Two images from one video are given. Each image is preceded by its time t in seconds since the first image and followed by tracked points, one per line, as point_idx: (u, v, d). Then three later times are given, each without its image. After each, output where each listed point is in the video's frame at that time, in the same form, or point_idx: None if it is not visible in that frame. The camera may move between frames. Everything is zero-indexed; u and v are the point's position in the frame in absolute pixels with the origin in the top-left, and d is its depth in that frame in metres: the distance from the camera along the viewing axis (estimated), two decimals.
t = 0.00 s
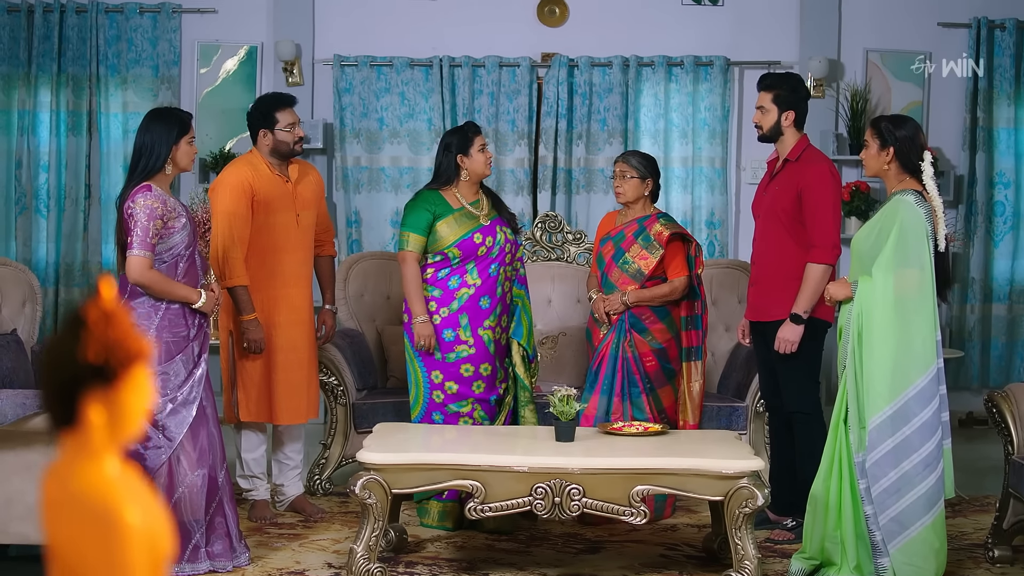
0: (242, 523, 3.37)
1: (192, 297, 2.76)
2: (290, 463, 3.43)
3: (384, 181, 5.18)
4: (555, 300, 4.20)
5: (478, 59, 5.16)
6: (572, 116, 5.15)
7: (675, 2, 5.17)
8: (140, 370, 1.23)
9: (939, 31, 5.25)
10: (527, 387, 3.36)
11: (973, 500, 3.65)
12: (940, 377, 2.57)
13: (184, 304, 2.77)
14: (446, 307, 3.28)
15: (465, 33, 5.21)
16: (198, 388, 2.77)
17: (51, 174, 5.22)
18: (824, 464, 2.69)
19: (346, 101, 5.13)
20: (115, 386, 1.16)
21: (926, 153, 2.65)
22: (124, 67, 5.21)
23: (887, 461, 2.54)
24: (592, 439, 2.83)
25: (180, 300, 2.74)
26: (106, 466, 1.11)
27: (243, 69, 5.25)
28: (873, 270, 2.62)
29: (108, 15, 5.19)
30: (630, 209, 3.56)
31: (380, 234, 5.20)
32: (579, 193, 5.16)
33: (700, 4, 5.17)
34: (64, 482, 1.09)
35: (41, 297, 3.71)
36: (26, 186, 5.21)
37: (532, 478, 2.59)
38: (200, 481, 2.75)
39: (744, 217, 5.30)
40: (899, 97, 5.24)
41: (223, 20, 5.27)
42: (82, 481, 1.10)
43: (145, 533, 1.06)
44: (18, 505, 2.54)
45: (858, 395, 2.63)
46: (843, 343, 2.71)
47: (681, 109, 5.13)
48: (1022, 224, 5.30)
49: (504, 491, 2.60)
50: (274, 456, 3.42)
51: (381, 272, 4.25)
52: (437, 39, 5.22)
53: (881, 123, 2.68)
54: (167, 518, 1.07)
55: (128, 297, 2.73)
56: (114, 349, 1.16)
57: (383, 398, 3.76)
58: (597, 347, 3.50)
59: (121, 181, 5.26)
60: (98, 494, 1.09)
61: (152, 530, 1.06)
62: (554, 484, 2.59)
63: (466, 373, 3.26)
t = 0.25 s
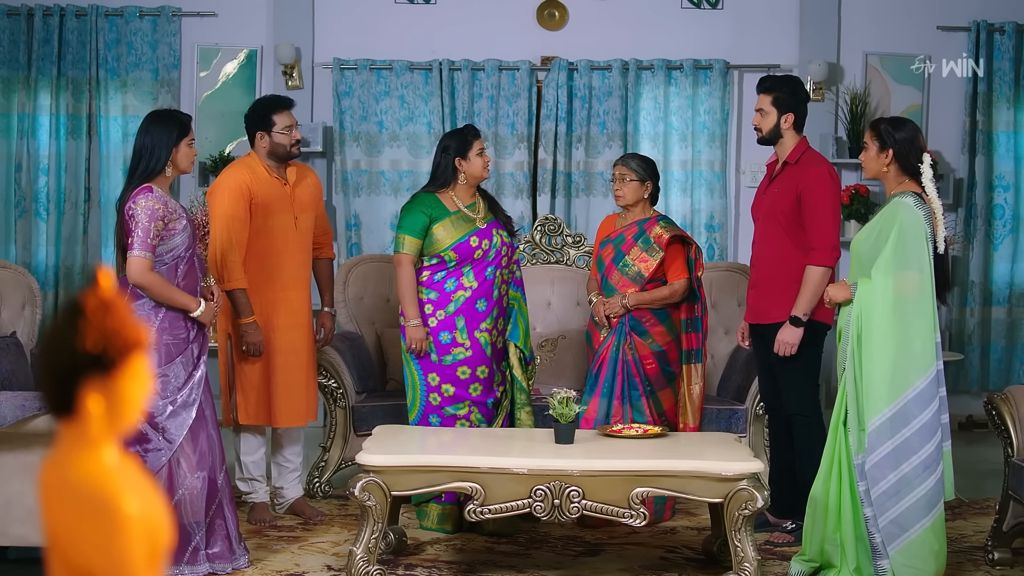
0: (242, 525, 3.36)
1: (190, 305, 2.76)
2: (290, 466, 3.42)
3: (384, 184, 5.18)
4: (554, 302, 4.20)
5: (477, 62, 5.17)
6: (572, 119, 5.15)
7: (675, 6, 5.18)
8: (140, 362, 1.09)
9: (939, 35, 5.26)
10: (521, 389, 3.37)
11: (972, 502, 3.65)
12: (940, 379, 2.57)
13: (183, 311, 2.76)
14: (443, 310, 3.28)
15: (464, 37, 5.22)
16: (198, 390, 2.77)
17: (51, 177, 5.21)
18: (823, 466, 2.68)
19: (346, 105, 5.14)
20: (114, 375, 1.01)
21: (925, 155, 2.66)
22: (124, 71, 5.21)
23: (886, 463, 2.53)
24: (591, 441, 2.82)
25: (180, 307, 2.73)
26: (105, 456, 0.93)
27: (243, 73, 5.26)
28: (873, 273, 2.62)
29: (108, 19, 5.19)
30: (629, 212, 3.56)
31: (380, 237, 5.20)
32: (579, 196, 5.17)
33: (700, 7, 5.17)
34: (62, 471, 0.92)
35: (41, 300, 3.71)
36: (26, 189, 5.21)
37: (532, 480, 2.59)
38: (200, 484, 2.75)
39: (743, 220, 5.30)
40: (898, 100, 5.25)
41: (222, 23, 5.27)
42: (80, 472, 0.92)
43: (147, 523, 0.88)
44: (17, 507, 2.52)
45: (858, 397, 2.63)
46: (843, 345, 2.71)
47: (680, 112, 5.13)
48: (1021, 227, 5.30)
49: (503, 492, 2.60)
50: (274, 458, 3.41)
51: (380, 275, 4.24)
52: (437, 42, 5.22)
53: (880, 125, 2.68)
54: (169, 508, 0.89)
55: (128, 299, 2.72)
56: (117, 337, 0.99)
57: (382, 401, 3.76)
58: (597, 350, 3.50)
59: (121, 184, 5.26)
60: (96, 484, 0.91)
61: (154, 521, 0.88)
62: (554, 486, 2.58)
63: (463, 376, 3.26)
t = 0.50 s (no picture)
0: (241, 527, 3.36)
1: (183, 318, 2.72)
2: (289, 468, 3.42)
3: (384, 186, 5.19)
4: (554, 305, 4.19)
5: (477, 65, 5.17)
6: (571, 121, 5.16)
7: (675, 8, 5.18)
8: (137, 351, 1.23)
9: (938, 37, 5.26)
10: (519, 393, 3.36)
11: (972, 504, 3.65)
12: (939, 379, 2.57)
13: (176, 324, 2.73)
14: (439, 311, 3.28)
15: (464, 39, 5.22)
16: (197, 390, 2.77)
17: (50, 180, 5.21)
18: (823, 467, 2.68)
19: (346, 107, 5.14)
20: (111, 362, 1.16)
21: (924, 157, 2.66)
22: (123, 73, 5.21)
23: (886, 463, 2.53)
24: (591, 442, 2.82)
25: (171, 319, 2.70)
26: (104, 444, 1.02)
27: (242, 75, 5.26)
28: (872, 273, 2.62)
29: (108, 21, 5.19)
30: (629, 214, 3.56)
31: (380, 239, 5.20)
32: (578, 199, 5.17)
33: (700, 10, 5.18)
34: (62, 460, 1.01)
35: (40, 302, 3.71)
36: (25, 192, 5.21)
37: (531, 480, 2.59)
38: (199, 486, 2.74)
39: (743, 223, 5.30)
40: (898, 102, 5.25)
41: (222, 26, 5.28)
42: (79, 459, 1.01)
43: (145, 512, 0.98)
44: (16, 508, 2.52)
45: (858, 398, 2.63)
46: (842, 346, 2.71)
47: (680, 115, 5.14)
48: (1020, 230, 5.30)
49: (503, 493, 2.60)
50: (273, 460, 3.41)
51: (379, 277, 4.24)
52: (436, 45, 5.23)
53: (880, 126, 2.69)
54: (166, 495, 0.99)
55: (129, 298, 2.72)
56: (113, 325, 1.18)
57: (382, 402, 3.76)
58: (598, 352, 3.49)
59: (120, 186, 5.26)
60: (95, 470, 1.00)
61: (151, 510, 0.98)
62: (554, 487, 2.58)
63: (460, 377, 3.26)
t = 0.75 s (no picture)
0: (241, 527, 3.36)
1: (173, 329, 2.70)
2: (290, 468, 3.41)
3: (384, 187, 5.19)
4: (554, 305, 4.19)
5: (477, 66, 5.18)
6: (571, 123, 5.16)
7: (675, 10, 5.19)
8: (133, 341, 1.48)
9: (938, 38, 5.27)
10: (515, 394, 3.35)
11: (972, 505, 3.64)
12: (938, 379, 2.57)
13: (166, 334, 2.71)
14: (436, 311, 3.28)
15: (464, 40, 5.23)
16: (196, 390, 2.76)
17: (50, 181, 5.21)
18: (823, 467, 2.68)
19: (346, 108, 5.14)
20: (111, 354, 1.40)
21: (924, 156, 2.66)
22: (123, 74, 5.21)
23: (885, 463, 2.53)
24: (591, 442, 2.82)
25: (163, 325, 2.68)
26: (102, 431, 1.25)
27: (242, 76, 5.27)
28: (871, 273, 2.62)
29: (108, 22, 5.20)
30: (630, 214, 3.56)
31: (380, 240, 5.20)
32: (578, 200, 5.18)
33: (700, 11, 5.18)
34: (65, 444, 1.22)
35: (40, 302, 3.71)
36: (25, 193, 5.21)
37: (531, 480, 2.58)
38: (199, 486, 2.74)
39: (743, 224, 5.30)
40: (898, 104, 5.26)
41: (222, 27, 5.28)
42: (80, 444, 1.23)
43: (142, 498, 1.18)
44: (16, 508, 2.51)
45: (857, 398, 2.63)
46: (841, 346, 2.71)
47: (680, 116, 5.14)
48: (1020, 231, 5.30)
49: (502, 493, 2.60)
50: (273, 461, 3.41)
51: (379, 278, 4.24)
52: (436, 46, 5.23)
53: (879, 126, 2.69)
54: (161, 485, 1.20)
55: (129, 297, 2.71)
56: (109, 312, 1.47)
57: (382, 403, 3.76)
58: (598, 352, 3.49)
59: (120, 187, 5.26)
60: (96, 456, 1.21)
61: (148, 493, 1.18)
62: (553, 487, 2.58)
63: (457, 377, 3.26)
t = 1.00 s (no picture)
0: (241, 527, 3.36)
1: (164, 335, 2.66)
2: (291, 467, 3.41)
3: (384, 187, 5.19)
4: (554, 305, 4.19)
5: (477, 66, 5.18)
6: (571, 123, 5.16)
7: (675, 10, 5.19)
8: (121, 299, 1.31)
9: (938, 39, 5.27)
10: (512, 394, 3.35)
11: (972, 504, 3.64)
12: (936, 378, 2.57)
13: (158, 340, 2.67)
14: (433, 310, 3.28)
15: (464, 41, 5.23)
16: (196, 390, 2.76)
17: (50, 181, 5.21)
18: (822, 465, 2.68)
19: (346, 108, 5.14)
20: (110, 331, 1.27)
21: (924, 155, 2.66)
22: (124, 74, 5.21)
23: (883, 461, 2.53)
24: (590, 441, 2.82)
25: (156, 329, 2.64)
26: (101, 414, 1.15)
27: (242, 77, 5.27)
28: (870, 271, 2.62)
29: (108, 22, 5.20)
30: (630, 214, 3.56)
31: (380, 241, 5.20)
32: (578, 200, 5.18)
33: (700, 12, 5.19)
34: (62, 429, 1.12)
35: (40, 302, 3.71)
36: (26, 193, 5.21)
37: (531, 479, 2.58)
38: (198, 485, 2.74)
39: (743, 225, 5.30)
40: (898, 104, 5.26)
41: (222, 28, 5.28)
42: (79, 427, 1.13)
43: (142, 482, 1.11)
44: (16, 507, 2.51)
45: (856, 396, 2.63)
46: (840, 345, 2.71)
47: (680, 116, 5.14)
48: (1021, 231, 5.30)
49: (502, 492, 2.59)
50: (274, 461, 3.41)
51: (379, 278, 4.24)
52: (436, 46, 5.23)
53: (879, 125, 2.69)
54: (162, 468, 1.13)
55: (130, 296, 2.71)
56: (111, 293, 1.29)
57: (381, 403, 3.76)
58: (598, 352, 3.49)
59: (121, 187, 5.26)
60: (96, 440, 1.13)
61: (148, 478, 1.12)
62: (553, 485, 2.58)
63: (454, 376, 3.26)
